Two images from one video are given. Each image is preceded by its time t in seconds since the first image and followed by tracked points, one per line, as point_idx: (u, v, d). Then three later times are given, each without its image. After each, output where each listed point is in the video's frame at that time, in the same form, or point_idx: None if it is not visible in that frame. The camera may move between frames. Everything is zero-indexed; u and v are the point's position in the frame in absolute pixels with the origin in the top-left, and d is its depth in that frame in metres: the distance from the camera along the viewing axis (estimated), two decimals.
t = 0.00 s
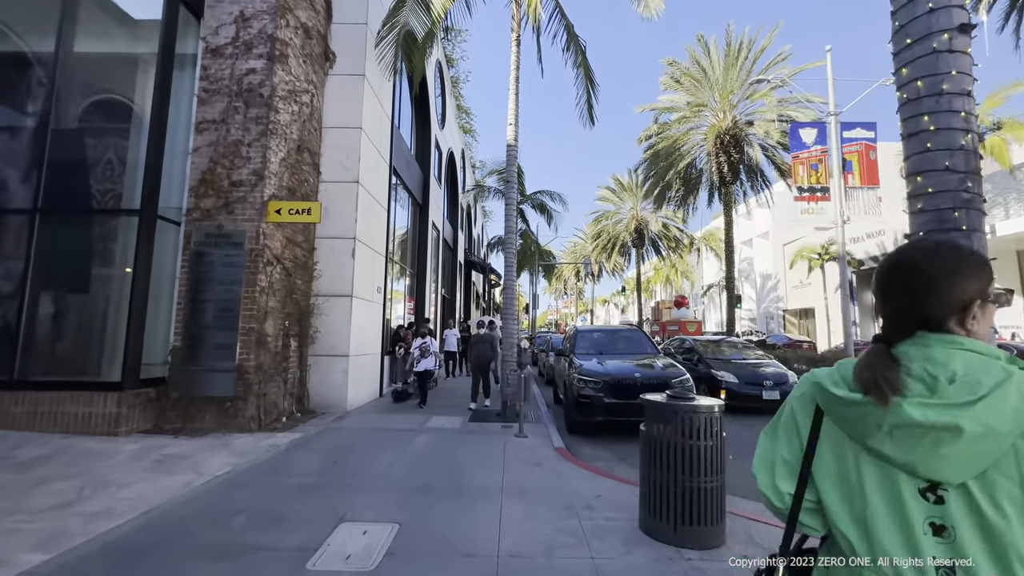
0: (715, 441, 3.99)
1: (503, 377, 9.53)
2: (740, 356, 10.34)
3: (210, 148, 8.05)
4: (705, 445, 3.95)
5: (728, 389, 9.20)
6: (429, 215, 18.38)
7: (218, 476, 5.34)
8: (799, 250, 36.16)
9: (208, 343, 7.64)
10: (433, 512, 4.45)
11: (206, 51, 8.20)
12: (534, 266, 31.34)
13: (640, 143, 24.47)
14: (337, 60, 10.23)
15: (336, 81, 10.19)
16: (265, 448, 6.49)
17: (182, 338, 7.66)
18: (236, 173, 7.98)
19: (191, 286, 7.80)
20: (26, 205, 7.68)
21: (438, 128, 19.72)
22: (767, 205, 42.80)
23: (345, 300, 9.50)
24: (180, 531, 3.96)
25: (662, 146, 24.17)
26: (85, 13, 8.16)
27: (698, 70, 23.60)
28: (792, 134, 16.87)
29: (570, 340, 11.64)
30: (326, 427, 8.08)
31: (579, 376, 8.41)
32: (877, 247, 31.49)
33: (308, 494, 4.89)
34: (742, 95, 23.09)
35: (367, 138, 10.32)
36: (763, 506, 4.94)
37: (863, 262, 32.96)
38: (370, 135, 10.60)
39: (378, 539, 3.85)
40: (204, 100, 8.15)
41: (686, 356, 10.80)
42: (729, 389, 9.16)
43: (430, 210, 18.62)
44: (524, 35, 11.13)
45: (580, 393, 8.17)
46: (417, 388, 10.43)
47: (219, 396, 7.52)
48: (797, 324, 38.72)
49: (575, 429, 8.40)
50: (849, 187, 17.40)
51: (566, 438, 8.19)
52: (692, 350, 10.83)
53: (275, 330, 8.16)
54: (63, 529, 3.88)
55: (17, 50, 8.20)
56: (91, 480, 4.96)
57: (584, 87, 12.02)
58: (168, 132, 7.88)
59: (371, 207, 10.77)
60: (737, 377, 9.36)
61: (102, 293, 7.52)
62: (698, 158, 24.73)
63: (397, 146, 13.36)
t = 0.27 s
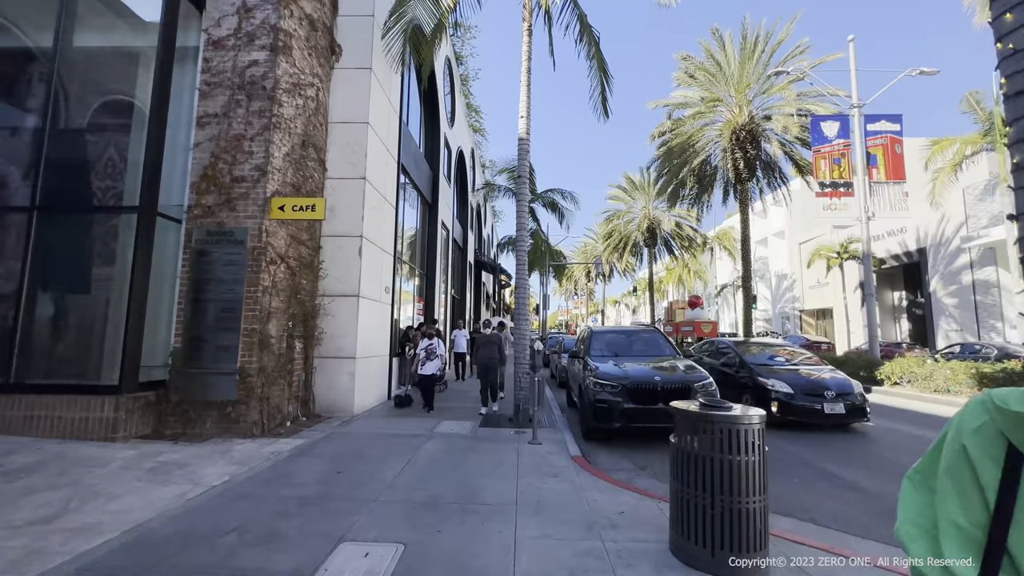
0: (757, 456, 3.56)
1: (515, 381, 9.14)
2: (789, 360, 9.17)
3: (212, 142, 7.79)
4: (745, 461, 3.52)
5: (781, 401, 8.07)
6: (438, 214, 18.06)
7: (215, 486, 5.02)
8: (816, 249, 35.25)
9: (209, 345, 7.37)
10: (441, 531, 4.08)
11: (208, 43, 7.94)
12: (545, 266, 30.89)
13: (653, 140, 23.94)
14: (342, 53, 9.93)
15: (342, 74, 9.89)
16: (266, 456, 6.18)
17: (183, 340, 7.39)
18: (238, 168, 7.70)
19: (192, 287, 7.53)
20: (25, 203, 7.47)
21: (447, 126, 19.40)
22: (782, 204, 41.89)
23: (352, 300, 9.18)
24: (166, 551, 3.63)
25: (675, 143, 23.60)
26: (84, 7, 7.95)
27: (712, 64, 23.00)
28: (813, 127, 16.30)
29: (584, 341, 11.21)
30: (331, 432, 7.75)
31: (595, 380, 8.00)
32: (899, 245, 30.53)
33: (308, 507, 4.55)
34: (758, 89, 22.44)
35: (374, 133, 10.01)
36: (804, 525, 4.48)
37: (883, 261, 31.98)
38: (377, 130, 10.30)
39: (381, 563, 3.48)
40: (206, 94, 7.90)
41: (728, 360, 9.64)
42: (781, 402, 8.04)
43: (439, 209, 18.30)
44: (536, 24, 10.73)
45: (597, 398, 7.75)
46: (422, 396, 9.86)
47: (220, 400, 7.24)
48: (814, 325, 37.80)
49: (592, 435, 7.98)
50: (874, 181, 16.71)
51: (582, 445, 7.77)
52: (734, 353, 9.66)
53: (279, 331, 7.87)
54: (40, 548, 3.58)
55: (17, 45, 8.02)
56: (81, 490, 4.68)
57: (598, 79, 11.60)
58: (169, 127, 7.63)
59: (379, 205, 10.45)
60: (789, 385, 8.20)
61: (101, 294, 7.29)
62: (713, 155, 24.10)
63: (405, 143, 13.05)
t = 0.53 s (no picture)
0: (810, 476, 3.14)
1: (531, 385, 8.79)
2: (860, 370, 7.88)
3: (218, 139, 7.57)
4: (796, 483, 3.11)
5: (853, 418, 6.82)
6: (451, 214, 17.78)
7: (215, 499, 4.74)
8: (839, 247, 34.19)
9: (214, 349, 7.14)
10: (454, 553, 3.73)
11: (215, 39, 7.75)
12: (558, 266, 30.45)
13: (669, 137, 23.37)
14: (352, 48, 9.68)
15: (352, 70, 9.64)
16: (272, 464, 5.91)
17: (188, 343, 7.17)
18: (245, 165, 7.47)
19: (198, 288, 7.31)
20: (31, 203, 7.33)
21: (460, 125, 19.16)
22: (802, 201, 40.81)
23: (362, 300, 8.90)
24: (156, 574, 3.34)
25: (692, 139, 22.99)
26: (89, 5, 7.82)
27: (730, 58, 22.35)
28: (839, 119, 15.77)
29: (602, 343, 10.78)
30: (340, 438, 7.47)
31: (615, 385, 7.59)
32: (927, 243, 29.40)
33: (312, 523, 4.23)
34: (779, 82, 21.73)
35: (385, 130, 9.73)
36: (856, 551, 4.04)
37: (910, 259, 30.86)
38: (388, 127, 10.02)
39: None
40: (212, 89, 7.69)
41: (787, 369, 8.40)
42: (853, 418, 6.81)
43: (452, 209, 18.02)
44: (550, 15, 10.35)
45: (617, 404, 7.34)
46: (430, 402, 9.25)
47: (226, 406, 7.00)
48: (836, 326, 36.72)
49: (612, 443, 7.57)
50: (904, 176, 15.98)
51: (603, 454, 7.36)
52: (796, 361, 8.38)
53: (286, 334, 7.63)
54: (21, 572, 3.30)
55: (22, 44, 7.90)
56: (75, 503, 4.44)
57: (615, 71, 11.18)
58: (174, 123, 7.43)
59: (390, 203, 10.18)
60: (864, 397, 6.95)
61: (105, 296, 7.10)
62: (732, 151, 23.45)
63: (417, 140, 12.78)
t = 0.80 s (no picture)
0: (886, 500, 2.69)
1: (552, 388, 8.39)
2: (949, 378, 6.67)
3: (229, 135, 7.40)
4: (870, 508, 2.67)
5: (967, 444, 5.57)
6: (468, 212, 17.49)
7: (222, 508, 4.49)
8: (870, 244, 32.86)
9: (226, 350, 6.94)
10: None
11: (226, 33, 7.59)
12: (576, 266, 29.96)
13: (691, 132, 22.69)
14: (366, 42, 9.46)
15: (366, 64, 9.41)
16: (282, 470, 5.66)
17: (200, 344, 7.00)
18: (257, 161, 7.29)
19: (210, 288, 7.13)
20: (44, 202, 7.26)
21: (476, 123, 18.89)
22: (829, 197, 39.45)
23: (377, 300, 8.65)
24: None
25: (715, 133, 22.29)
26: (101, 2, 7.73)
27: (755, 48, 21.60)
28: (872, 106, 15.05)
29: (625, 345, 10.33)
30: (354, 442, 7.21)
31: (641, 388, 7.15)
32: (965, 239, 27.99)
33: (320, 538, 3.93)
34: (806, 73, 20.89)
35: (399, 125, 9.47)
36: None
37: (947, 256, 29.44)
38: (403, 122, 9.76)
39: None
40: (224, 84, 7.53)
41: (864, 376, 7.14)
42: (968, 444, 5.55)
43: (469, 207, 17.74)
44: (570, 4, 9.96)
45: (644, 408, 6.91)
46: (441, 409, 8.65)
47: (237, 408, 6.80)
48: (866, 326, 35.34)
49: (639, 450, 7.13)
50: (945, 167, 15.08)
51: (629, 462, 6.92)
52: (875, 368, 7.13)
53: (299, 334, 7.41)
54: None
55: (36, 43, 7.85)
56: (76, 511, 4.23)
57: (637, 60, 10.73)
58: (185, 119, 7.28)
59: (405, 200, 9.91)
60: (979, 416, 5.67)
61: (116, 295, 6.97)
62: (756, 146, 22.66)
63: (433, 137, 12.51)
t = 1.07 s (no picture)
0: (994, 542, 2.22)
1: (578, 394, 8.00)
2: None
3: (246, 136, 7.29)
4: (978, 552, 2.20)
5: None
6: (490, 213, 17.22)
7: (231, 522, 4.27)
8: (911, 241, 31.22)
9: (243, 354, 6.81)
10: None
11: (243, 32, 7.49)
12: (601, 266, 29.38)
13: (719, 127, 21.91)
14: (385, 39, 9.27)
15: (384, 62, 9.22)
16: (298, 480, 5.44)
17: (218, 348, 6.88)
18: (273, 161, 7.15)
19: (227, 290, 7.02)
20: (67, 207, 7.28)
21: (497, 122, 18.61)
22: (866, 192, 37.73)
23: (396, 302, 8.42)
24: None
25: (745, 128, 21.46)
26: (122, 6, 7.74)
27: (787, 38, 20.70)
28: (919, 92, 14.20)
29: (654, 348, 9.86)
30: (372, 449, 6.98)
31: (674, 395, 6.70)
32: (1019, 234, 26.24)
33: (330, 558, 3.66)
34: (842, 62, 19.89)
35: (418, 123, 9.24)
36: None
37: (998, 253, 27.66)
38: (422, 120, 9.54)
39: None
40: (241, 84, 7.43)
41: (982, 393, 5.69)
42: None
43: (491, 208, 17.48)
44: None
45: (678, 417, 6.44)
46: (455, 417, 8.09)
47: (254, 414, 6.65)
48: (907, 327, 33.65)
49: (672, 462, 6.68)
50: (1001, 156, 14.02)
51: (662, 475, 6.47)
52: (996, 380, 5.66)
53: (317, 338, 7.24)
54: None
55: (59, 49, 7.90)
56: (84, 523, 4.08)
57: (664, 50, 10.23)
58: (203, 121, 7.20)
59: (425, 200, 9.68)
60: None
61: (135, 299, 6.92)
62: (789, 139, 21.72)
63: (453, 136, 12.28)
